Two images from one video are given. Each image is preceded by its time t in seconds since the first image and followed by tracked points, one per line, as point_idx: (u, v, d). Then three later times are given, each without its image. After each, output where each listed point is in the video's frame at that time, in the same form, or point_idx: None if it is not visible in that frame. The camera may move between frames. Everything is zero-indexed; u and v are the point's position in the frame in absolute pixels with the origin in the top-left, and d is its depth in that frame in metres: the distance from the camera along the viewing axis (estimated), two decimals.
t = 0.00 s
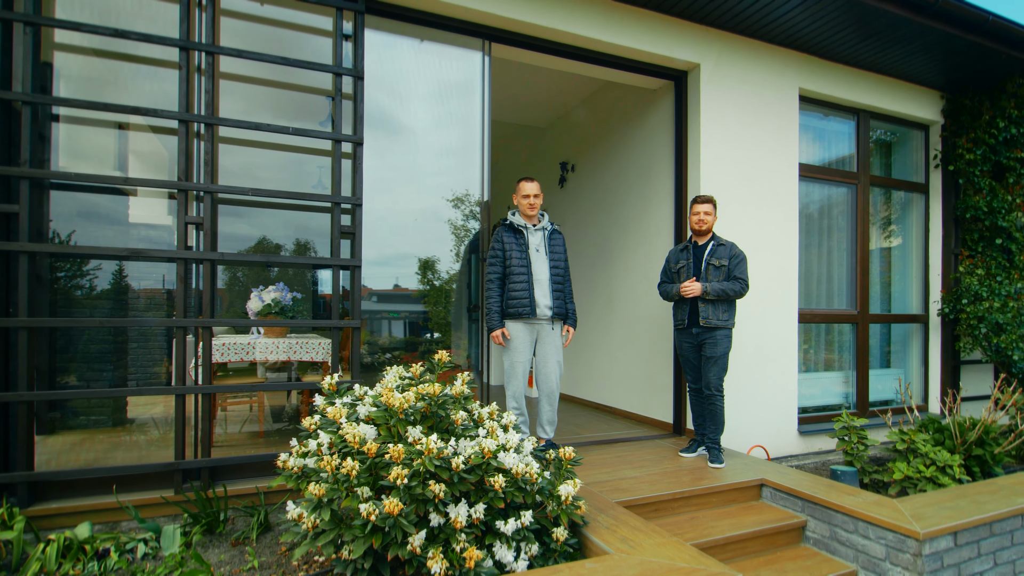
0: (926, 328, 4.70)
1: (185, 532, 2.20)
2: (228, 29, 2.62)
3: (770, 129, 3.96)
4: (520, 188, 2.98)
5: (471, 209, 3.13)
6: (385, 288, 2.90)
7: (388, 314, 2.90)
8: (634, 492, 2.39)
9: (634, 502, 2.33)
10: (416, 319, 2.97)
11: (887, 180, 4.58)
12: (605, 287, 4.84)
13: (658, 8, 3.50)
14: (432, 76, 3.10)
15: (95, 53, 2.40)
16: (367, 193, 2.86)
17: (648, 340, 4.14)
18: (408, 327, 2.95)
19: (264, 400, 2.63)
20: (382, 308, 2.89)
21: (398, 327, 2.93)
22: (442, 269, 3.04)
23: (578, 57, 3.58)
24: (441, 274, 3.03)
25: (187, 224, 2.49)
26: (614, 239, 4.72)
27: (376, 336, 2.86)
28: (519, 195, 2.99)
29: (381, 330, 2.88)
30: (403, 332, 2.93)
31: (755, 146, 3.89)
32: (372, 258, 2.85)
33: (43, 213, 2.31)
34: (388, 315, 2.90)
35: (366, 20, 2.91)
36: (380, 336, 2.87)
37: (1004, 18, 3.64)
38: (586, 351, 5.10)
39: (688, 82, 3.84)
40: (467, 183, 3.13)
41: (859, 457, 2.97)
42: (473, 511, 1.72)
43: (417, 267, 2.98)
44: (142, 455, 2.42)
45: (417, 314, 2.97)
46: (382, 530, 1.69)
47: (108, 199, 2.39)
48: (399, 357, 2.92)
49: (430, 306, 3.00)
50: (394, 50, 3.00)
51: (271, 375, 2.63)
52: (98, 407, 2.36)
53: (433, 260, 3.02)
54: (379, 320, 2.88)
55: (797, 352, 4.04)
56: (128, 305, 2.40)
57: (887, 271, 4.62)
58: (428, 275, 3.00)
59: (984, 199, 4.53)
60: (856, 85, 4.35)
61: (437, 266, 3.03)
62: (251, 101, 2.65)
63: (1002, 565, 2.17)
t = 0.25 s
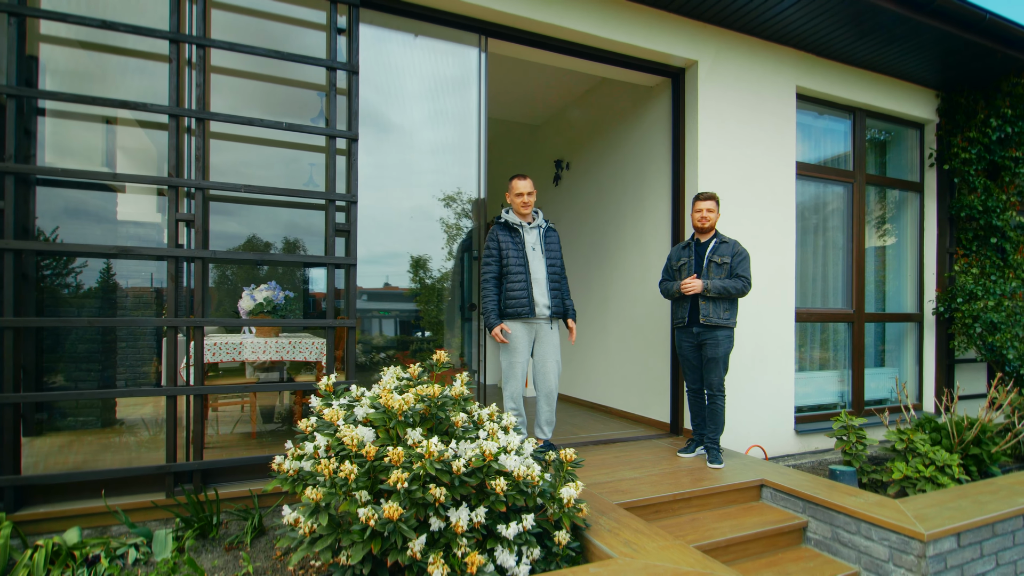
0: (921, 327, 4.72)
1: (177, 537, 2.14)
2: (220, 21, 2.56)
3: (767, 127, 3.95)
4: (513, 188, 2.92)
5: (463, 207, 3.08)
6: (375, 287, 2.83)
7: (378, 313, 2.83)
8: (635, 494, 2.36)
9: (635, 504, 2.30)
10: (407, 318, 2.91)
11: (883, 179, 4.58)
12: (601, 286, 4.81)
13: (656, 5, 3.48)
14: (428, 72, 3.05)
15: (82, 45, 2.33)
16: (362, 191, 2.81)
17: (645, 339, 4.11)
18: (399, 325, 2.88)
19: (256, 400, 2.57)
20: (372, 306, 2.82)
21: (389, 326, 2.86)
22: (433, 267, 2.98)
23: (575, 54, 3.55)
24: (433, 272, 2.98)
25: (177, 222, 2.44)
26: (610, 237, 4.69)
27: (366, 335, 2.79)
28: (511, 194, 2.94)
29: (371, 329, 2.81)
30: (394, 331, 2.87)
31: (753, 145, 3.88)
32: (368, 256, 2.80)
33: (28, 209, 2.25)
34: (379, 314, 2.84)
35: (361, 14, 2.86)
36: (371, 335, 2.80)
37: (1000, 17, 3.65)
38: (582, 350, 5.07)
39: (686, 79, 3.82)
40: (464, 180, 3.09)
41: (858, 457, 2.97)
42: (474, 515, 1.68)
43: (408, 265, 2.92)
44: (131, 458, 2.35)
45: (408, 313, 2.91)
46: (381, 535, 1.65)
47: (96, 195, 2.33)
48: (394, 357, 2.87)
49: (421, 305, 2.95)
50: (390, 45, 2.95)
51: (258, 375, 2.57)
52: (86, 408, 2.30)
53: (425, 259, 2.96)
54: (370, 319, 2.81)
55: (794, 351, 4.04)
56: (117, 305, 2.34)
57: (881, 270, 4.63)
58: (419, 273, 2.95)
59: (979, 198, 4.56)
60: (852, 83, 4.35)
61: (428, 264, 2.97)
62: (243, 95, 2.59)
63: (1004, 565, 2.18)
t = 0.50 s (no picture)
0: (916, 326, 4.74)
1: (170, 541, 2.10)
2: (213, 13, 2.50)
3: (766, 125, 3.93)
4: (509, 184, 2.88)
5: (456, 205, 3.04)
6: (367, 284, 2.77)
7: (370, 311, 2.78)
8: (637, 495, 2.34)
9: (638, 505, 2.28)
10: (401, 316, 2.86)
11: (878, 177, 4.58)
12: (598, 285, 4.79)
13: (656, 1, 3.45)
14: (425, 67, 3.00)
15: (71, 37, 2.27)
16: (359, 187, 2.76)
17: (642, 338, 4.09)
18: (392, 323, 2.83)
19: (249, 400, 2.52)
20: (364, 304, 2.77)
21: (382, 324, 2.81)
22: (427, 265, 2.94)
23: (574, 50, 3.52)
24: (426, 270, 2.93)
25: (169, 218, 2.38)
26: (607, 235, 4.66)
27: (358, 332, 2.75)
28: (509, 191, 2.90)
29: (363, 326, 2.77)
30: (387, 329, 2.82)
31: (751, 143, 3.86)
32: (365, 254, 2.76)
33: (14, 205, 2.18)
34: (371, 312, 2.78)
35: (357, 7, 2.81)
36: (364, 334, 2.75)
37: (998, 16, 3.65)
38: (578, 349, 5.05)
39: (685, 76, 3.80)
40: (462, 177, 3.05)
41: (857, 456, 2.97)
42: (477, 519, 1.65)
43: (401, 263, 2.88)
44: (122, 460, 2.29)
45: (402, 311, 2.86)
46: (382, 540, 1.61)
47: (85, 191, 2.26)
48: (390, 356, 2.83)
49: (415, 303, 2.90)
50: (386, 39, 2.90)
51: (247, 375, 2.51)
52: (75, 408, 2.24)
53: (418, 256, 2.92)
54: (362, 317, 2.76)
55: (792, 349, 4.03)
56: (107, 303, 2.28)
57: (876, 268, 4.63)
58: (412, 271, 2.90)
59: (974, 197, 4.58)
60: (850, 82, 4.35)
61: (421, 262, 2.92)
62: (236, 89, 2.53)
63: (1006, 565, 2.18)
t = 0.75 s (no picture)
0: (907, 325, 4.78)
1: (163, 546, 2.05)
2: (207, 7, 2.45)
3: (761, 125, 3.94)
4: (508, 182, 2.86)
5: (448, 203, 3.00)
6: (357, 284, 2.73)
7: (360, 310, 2.73)
8: (637, 496, 2.33)
9: (638, 506, 2.27)
10: (393, 316, 2.82)
11: (870, 177, 4.61)
12: (593, 285, 4.78)
13: None
14: (422, 64, 2.97)
15: (60, 31, 2.21)
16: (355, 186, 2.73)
17: (638, 338, 4.09)
18: (383, 323, 2.79)
19: (241, 401, 2.47)
20: (355, 303, 2.72)
21: (373, 324, 2.77)
22: (420, 265, 2.91)
23: (571, 48, 3.50)
24: (419, 270, 2.91)
25: (161, 216, 2.33)
26: (602, 235, 4.66)
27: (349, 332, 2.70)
28: (507, 189, 2.87)
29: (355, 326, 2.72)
30: (378, 329, 2.79)
31: (747, 142, 3.87)
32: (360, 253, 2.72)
33: None
34: (362, 311, 2.74)
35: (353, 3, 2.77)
36: (357, 334, 2.72)
37: (989, 18, 3.68)
38: (573, 348, 5.04)
39: (681, 75, 3.80)
40: (458, 176, 3.03)
41: (853, 455, 2.98)
42: (478, 522, 1.63)
43: (394, 262, 2.84)
44: (112, 463, 2.24)
45: (394, 311, 2.83)
46: (382, 544, 1.59)
47: (73, 188, 2.21)
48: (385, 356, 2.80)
49: (407, 303, 2.87)
50: (382, 36, 2.87)
51: (235, 376, 2.46)
52: (62, 410, 2.19)
53: (410, 256, 2.88)
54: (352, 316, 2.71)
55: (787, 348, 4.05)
56: (95, 304, 2.23)
57: (868, 268, 4.66)
58: (405, 271, 2.87)
59: (965, 197, 4.63)
60: (844, 83, 4.38)
61: (414, 262, 2.90)
62: (230, 85, 2.49)
63: (1002, 563, 2.19)
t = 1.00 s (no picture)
0: (896, 325, 4.84)
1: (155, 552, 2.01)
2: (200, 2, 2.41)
3: (755, 126, 3.97)
4: (507, 181, 2.84)
5: (438, 203, 2.97)
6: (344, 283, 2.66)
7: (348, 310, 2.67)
8: (635, 496, 2.32)
9: (637, 506, 2.26)
10: (382, 315, 2.77)
11: (859, 179, 4.65)
12: (587, 285, 4.78)
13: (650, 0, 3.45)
14: (418, 62, 2.94)
15: (48, 23, 2.16)
16: (351, 184, 2.69)
17: (632, 338, 4.10)
18: (372, 322, 2.74)
19: (235, 403, 2.42)
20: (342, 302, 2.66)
21: (361, 323, 2.71)
22: (410, 264, 2.85)
23: (567, 47, 3.49)
24: (409, 269, 2.85)
25: (153, 215, 2.28)
26: (596, 235, 4.66)
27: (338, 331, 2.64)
28: (505, 187, 2.86)
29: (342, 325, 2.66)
30: (367, 328, 2.73)
31: (741, 143, 3.89)
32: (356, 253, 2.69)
33: None
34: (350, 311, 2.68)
35: None
36: (352, 333, 2.68)
37: (977, 23, 3.73)
38: (567, 348, 5.04)
39: (676, 76, 3.80)
40: (455, 175, 3.00)
41: (846, 454, 3.00)
42: (480, 525, 1.61)
43: (384, 261, 2.78)
44: (99, 467, 2.19)
45: (384, 310, 2.78)
46: (382, 548, 1.56)
47: (60, 184, 2.15)
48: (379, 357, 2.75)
49: (397, 302, 2.81)
50: (378, 33, 2.83)
51: (219, 377, 2.40)
52: (46, 413, 2.12)
53: (400, 255, 2.83)
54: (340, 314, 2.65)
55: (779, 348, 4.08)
56: (80, 303, 2.17)
57: (858, 269, 4.71)
58: (394, 270, 2.81)
59: (952, 200, 4.71)
60: (835, 85, 4.42)
61: (404, 261, 2.84)
62: (223, 81, 2.44)
63: (994, 560, 2.22)
